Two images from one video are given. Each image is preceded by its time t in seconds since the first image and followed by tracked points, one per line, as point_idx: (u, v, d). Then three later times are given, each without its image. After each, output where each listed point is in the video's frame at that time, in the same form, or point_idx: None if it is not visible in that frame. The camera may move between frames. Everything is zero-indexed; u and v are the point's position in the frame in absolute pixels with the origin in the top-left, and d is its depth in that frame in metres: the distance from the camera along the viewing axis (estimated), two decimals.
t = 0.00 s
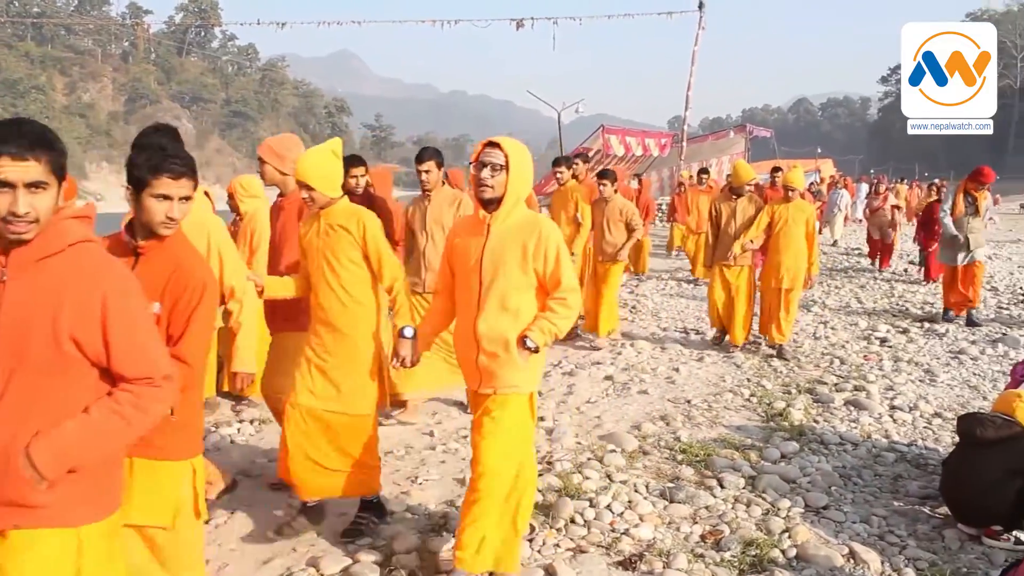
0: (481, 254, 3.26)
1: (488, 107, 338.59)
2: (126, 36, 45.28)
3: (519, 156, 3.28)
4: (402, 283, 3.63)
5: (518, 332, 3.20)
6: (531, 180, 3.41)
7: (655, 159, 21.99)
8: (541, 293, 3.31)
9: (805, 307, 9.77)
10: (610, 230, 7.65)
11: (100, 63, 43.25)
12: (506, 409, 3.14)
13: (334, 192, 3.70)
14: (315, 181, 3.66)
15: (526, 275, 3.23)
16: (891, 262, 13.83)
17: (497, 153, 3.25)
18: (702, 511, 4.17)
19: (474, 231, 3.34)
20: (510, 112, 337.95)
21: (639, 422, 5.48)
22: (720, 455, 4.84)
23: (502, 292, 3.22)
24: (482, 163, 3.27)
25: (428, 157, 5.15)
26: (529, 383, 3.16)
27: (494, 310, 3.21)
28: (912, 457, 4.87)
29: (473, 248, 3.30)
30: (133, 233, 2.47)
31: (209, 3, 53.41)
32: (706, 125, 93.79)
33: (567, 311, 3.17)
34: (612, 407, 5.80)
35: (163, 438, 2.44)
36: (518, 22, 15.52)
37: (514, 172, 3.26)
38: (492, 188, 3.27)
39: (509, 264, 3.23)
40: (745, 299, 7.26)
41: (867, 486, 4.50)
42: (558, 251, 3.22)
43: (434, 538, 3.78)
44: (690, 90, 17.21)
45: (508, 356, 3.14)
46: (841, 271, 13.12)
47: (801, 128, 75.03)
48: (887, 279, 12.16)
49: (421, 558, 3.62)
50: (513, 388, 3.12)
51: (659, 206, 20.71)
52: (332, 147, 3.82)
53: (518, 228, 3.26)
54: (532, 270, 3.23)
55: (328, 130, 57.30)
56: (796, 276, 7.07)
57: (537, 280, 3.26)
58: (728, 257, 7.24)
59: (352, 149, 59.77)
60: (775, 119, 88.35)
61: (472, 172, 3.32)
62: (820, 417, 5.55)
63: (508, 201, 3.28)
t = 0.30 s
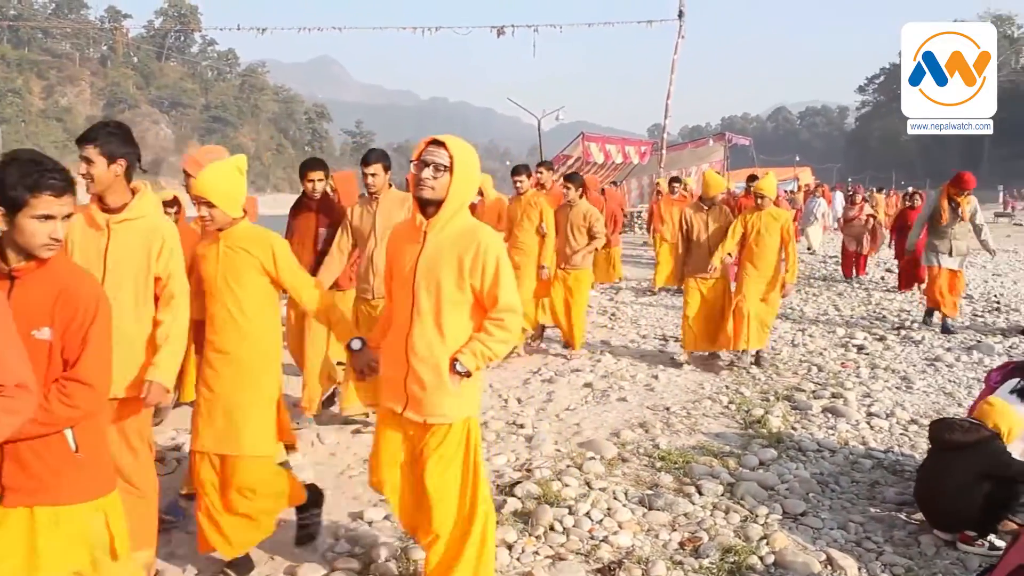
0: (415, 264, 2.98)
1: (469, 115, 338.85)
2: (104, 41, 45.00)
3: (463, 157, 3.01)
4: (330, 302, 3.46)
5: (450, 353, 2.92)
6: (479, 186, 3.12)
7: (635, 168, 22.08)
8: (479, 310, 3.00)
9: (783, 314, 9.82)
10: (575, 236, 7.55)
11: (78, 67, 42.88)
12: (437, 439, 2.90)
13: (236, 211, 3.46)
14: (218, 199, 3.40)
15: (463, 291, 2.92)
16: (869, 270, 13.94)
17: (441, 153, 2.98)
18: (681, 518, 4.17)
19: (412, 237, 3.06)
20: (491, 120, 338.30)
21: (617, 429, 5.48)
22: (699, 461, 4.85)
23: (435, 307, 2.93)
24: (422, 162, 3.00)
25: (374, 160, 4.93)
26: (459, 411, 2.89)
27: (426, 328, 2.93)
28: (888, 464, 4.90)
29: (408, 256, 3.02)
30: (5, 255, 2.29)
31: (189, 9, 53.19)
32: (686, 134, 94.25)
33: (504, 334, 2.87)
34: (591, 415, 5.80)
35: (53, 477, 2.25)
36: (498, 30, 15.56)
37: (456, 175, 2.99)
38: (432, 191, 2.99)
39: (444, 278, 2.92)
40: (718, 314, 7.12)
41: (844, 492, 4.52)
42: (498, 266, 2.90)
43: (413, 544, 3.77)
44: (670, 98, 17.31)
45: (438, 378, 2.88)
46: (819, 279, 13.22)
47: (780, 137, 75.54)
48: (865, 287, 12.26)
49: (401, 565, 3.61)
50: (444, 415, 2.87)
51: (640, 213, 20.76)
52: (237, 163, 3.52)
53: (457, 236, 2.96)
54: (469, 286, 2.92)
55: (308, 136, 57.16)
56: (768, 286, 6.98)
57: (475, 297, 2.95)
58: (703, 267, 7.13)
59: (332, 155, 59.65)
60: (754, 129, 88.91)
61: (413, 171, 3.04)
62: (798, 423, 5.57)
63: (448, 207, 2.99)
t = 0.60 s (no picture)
0: (355, 279, 2.83)
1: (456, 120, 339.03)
2: (89, 45, 44.82)
3: (402, 163, 2.86)
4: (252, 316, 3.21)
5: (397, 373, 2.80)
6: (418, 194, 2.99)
7: (621, 173, 22.14)
8: (425, 327, 2.87)
9: (768, 319, 9.86)
10: (543, 246, 7.47)
11: (62, 71, 42.70)
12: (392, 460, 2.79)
13: (159, 218, 3.23)
14: (137, 203, 3.18)
15: (408, 307, 2.79)
16: (854, 275, 14.01)
17: (378, 161, 2.84)
18: (667, 523, 4.17)
19: (347, 250, 2.90)
20: (478, 125, 338.52)
21: (604, 434, 5.49)
22: (685, 466, 4.86)
23: (380, 325, 2.79)
24: (359, 170, 2.85)
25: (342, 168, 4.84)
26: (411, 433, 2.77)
27: (371, 348, 2.78)
28: (873, 468, 4.92)
29: (346, 270, 2.86)
30: None
31: (175, 13, 53.07)
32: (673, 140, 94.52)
33: (452, 351, 2.75)
34: (578, 420, 5.80)
35: None
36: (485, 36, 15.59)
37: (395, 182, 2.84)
38: (369, 201, 2.85)
39: (387, 293, 2.79)
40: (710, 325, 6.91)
41: (829, 497, 4.53)
42: (443, 279, 2.76)
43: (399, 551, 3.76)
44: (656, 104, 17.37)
45: (384, 401, 2.75)
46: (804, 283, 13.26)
47: (766, 143, 75.88)
48: (850, 292, 12.32)
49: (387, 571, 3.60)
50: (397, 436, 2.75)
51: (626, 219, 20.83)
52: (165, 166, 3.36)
53: (399, 248, 2.82)
54: (413, 302, 2.79)
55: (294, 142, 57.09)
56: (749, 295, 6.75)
57: (420, 312, 2.81)
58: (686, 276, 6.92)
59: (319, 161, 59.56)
60: (739, 135, 89.25)
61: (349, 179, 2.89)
62: (783, 428, 5.59)
63: (389, 216, 2.85)
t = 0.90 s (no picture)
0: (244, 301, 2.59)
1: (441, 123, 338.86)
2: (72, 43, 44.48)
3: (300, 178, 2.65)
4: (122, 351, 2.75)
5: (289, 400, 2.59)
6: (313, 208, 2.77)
7: (606, 176, 22.18)
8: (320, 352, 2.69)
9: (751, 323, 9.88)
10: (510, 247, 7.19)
11: (45, 69, 42.37)
12: (275, 502, 2.55)
13: (49, 230, 2.75)
14: (17, 211, 2.70)
15: (303, 331, 2.61)
16: (836, 279, 14.09)
17: (274, 174, 2.61)
18: (650, 525, 4.18)
19: (236, 271, 2.65)
20: (463, 128, 338.49)
21: (587, 436, 5.50)
22: (668, 468, 4.87)
23: (271, 350, 2.57)
24: (251, 184, 2.60)
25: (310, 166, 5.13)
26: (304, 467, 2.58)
27: (262, 375, 2.55)
28: (854, 471, 4.95)
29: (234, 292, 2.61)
30: None
31: (159, 12, 52.79)
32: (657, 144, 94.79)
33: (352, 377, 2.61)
34: (561, 422, 5.81)
35: None
36: (471, 38, 15.59)
37: (292, 198, 2.62)
38: (261, 218, 2.61)
39: (281, 317, 2.58)
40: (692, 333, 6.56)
41: (810, 499, 4.55)
42: (341, 302, 2.63)
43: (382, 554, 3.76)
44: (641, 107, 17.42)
45: (274, 435, 2.54)
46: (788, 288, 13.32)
47: (750, 147, 76.22)
48: (833, 296, 12.40)
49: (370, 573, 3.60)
50: (284, 474, 2.53)
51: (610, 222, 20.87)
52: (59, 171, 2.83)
53: (295, 269, 2.62)
54: (308, 323, 2.62)
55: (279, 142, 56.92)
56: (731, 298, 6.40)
57: (315, 336, 2.64)
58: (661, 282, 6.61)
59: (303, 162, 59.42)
60: (723, 139, 89.66)
61: (239, 193, 2.64)
62: (766, 431, 5.61)
63: (281, 234, 2.63)
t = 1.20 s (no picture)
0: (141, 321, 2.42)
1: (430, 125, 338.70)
2: (59, 43, 44.27)
3: (201, 182, 2.44)
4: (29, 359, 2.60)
5: (187, 426, 2.42)
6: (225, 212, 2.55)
7: (594, 178, 22.21)
8: (228, 376, 2.50)
9: (738, 325, 9.91)
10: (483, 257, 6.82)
11: (31, 69, 42.16)
12: (168, 539, 2.41)
13: None
14: None
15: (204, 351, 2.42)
16: (823, 281, 14.15)
17: (172, 180, 2.41)
18: (637, 527, 4.18)
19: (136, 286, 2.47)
20: (453, 130, 338.43)
21: (575, 438, 5.49)
22: (656, 470, 4.87)
23: (167, 377, 2.40)
24: (149, 191, 2.41)
25: (261, 169, 4.46)
26: (198, 500, 2.42)
27: (156, 396, 2.40)
28: (841, 472, 4.96)
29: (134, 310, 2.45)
30: None
31: (146, 12, 52.61)
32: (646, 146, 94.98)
33: (256, 401, 2.42)
34: (549, 424, 5.80)
35: None
36: (459, 39, 15.59)
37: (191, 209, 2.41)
38: (160, 230, 2.42)
39: (175, 337, 2.40)
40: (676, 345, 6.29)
41: (797, 500, 4.56)
42: (247, 318, 2.43)
43: (369, 556, 3.75)
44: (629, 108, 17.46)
45: (167, 467, 2.38)
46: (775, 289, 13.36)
47: (738, 149, 76.44)
48: (820, 298, 12.45)
49: None
50: (173, 506, 2.39)
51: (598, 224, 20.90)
52: None
53: (196, 284, 2.43)
54: (209, 342, 2.42)
55: (267, 143, 56.79)
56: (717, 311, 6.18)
57: (220, 355, 2.45)
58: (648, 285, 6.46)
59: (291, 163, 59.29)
60: (712, 141, 89.93)
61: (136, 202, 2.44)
62: (753, 432, 5.62)
63: (183, 246, 2.42)
